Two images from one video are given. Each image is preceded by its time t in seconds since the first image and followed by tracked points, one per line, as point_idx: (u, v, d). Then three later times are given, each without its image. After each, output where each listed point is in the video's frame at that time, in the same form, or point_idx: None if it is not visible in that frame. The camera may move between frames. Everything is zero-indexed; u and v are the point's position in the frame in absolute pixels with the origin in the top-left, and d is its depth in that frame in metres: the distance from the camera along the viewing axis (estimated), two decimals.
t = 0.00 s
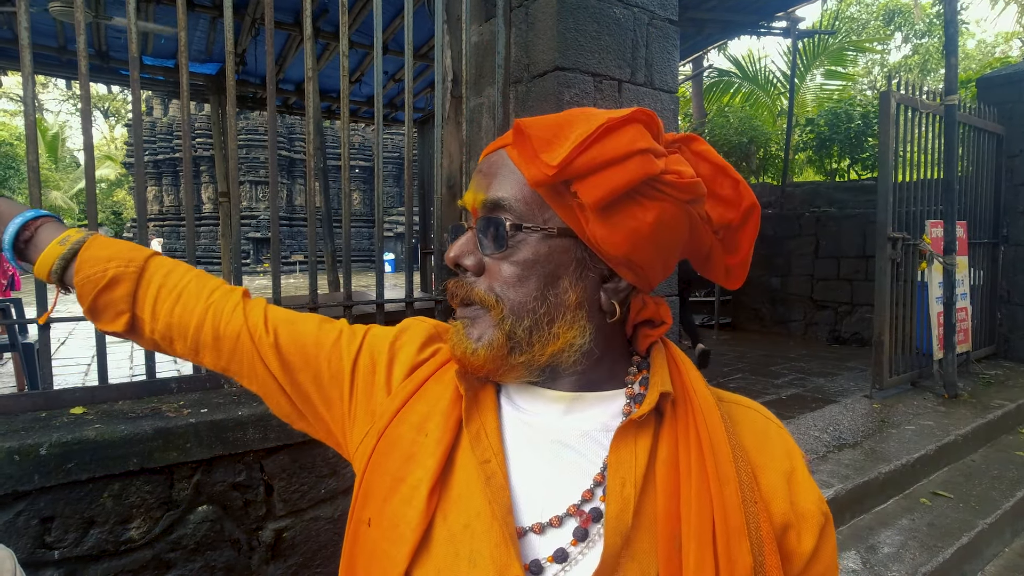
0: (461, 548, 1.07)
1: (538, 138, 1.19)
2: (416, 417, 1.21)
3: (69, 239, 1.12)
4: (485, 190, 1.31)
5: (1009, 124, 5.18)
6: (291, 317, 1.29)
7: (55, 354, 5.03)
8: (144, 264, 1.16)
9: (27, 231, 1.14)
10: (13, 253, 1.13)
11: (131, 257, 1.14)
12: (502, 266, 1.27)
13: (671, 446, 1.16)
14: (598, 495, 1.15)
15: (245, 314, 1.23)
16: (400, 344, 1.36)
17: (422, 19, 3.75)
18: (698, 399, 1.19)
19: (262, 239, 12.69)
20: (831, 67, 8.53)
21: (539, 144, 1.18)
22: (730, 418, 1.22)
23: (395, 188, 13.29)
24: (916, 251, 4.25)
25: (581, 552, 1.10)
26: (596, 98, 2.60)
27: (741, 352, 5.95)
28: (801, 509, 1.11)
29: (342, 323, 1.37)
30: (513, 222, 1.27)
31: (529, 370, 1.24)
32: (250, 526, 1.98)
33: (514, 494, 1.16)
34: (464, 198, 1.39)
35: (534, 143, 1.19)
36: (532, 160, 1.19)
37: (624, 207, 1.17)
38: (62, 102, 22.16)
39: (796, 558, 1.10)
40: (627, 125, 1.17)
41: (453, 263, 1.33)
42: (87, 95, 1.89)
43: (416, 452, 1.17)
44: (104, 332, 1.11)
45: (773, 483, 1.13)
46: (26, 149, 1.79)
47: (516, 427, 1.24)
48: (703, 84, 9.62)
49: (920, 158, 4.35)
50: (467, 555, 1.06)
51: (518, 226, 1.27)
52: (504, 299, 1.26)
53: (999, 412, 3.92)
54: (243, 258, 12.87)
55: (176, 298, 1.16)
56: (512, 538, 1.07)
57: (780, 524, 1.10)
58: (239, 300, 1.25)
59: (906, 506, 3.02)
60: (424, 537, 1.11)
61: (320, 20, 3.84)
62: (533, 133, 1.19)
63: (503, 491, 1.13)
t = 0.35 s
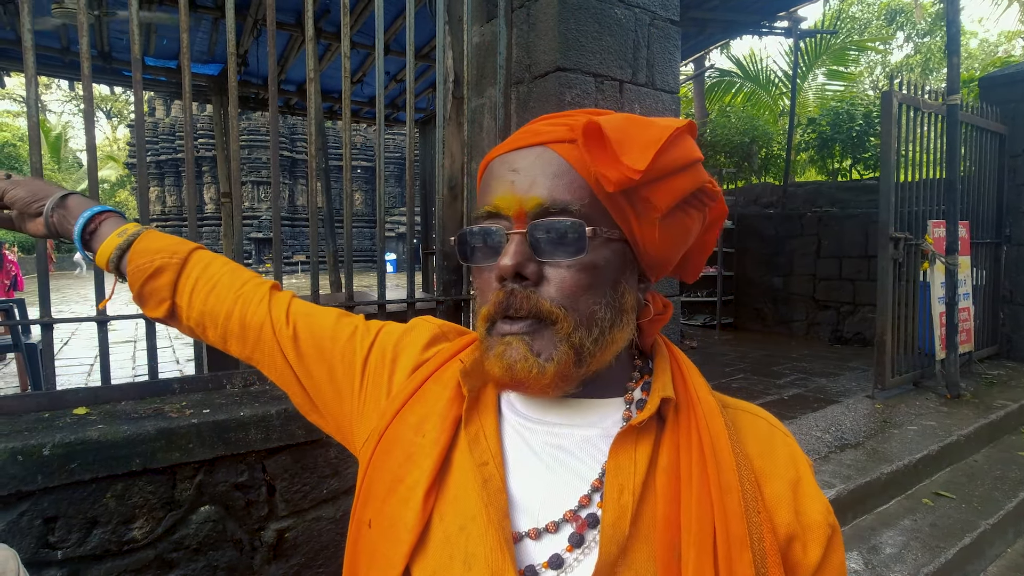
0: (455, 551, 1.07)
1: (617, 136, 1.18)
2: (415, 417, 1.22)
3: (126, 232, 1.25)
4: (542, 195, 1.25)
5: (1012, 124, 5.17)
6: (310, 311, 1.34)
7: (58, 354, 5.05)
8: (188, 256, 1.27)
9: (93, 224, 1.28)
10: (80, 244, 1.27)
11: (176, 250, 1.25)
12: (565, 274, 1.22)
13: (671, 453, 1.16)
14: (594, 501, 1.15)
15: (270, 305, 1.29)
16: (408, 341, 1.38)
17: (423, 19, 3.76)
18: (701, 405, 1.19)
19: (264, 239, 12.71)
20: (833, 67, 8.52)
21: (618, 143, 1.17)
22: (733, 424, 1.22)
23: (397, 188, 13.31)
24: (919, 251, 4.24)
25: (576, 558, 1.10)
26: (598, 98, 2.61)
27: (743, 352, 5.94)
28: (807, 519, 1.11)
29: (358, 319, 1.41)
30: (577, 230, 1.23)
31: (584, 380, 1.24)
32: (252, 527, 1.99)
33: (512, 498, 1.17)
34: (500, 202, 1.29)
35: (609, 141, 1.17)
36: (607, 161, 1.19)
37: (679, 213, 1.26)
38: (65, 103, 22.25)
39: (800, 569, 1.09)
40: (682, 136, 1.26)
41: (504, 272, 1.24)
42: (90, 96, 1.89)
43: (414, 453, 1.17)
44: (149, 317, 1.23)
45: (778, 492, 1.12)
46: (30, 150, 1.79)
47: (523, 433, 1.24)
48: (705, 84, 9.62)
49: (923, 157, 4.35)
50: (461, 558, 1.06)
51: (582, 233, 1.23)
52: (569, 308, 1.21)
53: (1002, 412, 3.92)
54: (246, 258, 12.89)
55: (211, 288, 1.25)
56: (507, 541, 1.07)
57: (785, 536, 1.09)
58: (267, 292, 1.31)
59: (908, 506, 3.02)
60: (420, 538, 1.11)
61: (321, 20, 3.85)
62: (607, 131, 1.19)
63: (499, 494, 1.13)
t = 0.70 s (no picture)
0: (458, 554, 1.07)
1: (647, 135, 1.18)
2: (415, 418, 1.21)
3: (131, 232, 1.28)
4: (571, 193, 1.24)
5: (1010, 124, 5.18)
6: (311, 309, 1.34)
7: (55, 355, 5.04)
8: (191, 255, 1.29)
9: (97, 224, 1.30)
10: (84, 243, 1.29)
11: (180, 249, 1.28)
12: (593, 274, 1.22)
13: (678, 456, 1.16)
14: (599, 504, 1.15)
15: (272, 304, 1.30)
16: (408, 340, 1.38)
17: (421, 20, 3.76)
18: (707, 408, 1.19)
19: (262, 240, 12.70)
20: (831, 67, 8.53)
21: (647, 144, 1.17)
22: (739, 427, 1.22)
23: (395, 189, 13.30)
24: (917, 250, 4.25)
25: (582, 561, 1.11)
26: (595, 98, 2.61)
27: (741, 352, 5.95)
28: (813, 522, 1.12)
29: (359, 318, 1.41)
30: (607, 229, 1.23)
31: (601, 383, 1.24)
32: (251, 527, 1.99)
33: (515, 500, 1.17)
34: (523, 198, 1.26)
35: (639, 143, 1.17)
36: (636, 162, 1.19)
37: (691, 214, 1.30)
38: (64, 104, 22.24)
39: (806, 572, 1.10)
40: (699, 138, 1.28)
41: (532, 271, 1.21)
42: (87, 97, 1.89)
43: (414, 454, 1.17)
44: (152, 316, 1.25)
45: (784, 495, 1.13)
46: (27, 151, 1.79)
47: (528, 436, 1.23)
48: (703, 84, 9.62)
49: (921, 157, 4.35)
50: (464, 561, 1.06)
51: (609, 234, 1.23)
52: (597, 309, 1.21)
53: (1000, 411, 3.92)
54: (244, 259, 12.89)
55: (213, 286, 1.26)
56: (509, 544, 1.07)
57: (791, 539, 1.10)
58: (268, 291, 1.32)
59: (907, 506, 3.02)
60: (421, 541, 1.11)
61: (319, 21, 3.85)
62: (636, 129, 1.19)
63: (503, 496, 1.13)
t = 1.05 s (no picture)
0: (463, 557, 1.06)
1: (667, 138, 1.23)
2: (416, 419, 1.20)
3: (120, 230, 1.27)
4: (598, 190, 1.24)
5: (1006, 122, 5.19)
6: (308, 308, 1.34)
7: (52, 357, 5.04)
8: (183, 254, 1.29)
9: (86, 222, 1.30)
10: (73, 242, 1.28)
11: (172, 248, 1.28)
12: (621, 273, 1.22)
13: (685, 456, 1.16)
14: (606, 503, 1.16)
15: (267, 303, 1.30)
16: (407, 339, 1.37)
17: (418, 20, 3.76)
18: (712, 408, 1.20)
19: (259, 241, 12.68)
20: (828, 66, 8.54)
21: (670, 147, 1.23)
22: (743, 427, 1.23)
23: (393, 189, 13.29)
24: (914, 249, 4.26)
25: (592, 562, 1.11)
26: (592, 98, 2.61)
27: (739, 351, 5.95)
28: (817, 521, 1.12)
29: (357, 317, 1.40)
30: (636, 229, 1.24)
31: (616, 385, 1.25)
32: (249, 528, 1.98)
33: (522, 502, 1.16)
34: (549, 196, 1.24)
35: (664, 145, 1.22)
36: (659, 163, 1.23)
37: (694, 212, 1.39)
38: (60, 105, 22.22)
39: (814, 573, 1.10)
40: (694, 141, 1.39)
41: (564, 269, 1.20)
42: (82, 98, 1.88)
43: (417, 456, 1.16)
44: (142, 316, 1.24)
45: (788, 495, 1.13)
46: (23, 152, 1.78)
47: (539, 437, 1.23)
48: (700, 84, 9.63)
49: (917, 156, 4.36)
50: (469, 564, 1.06)
51: (634, 232, 1.24)
52: (623, 307, 1.22)
53: (997, 409, 3.94)
54: (241, 260, 12.86)
55: (207, 286, 1.26)
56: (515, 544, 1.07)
57: (797, 539, 1.10)
58: (264, 290, 1.32)
59: (904, 503, 3.03)
60: (426, 544, 1.11)
61: (316, 21, 3.85)
62: (658, 132, 1.22)
63: (509, 497, 1.12)
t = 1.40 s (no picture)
0: (458, 560, 1.06)
1: (663, 138, 1.22)
2: (409, 423, 1.20)
3: (103, 234, 1.27)
4: (595, 189, 1.24)
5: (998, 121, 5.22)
6: (296, 311, 1.34)
7: (44, 359, 5.00)
8: (168, 258, 1.29)
9: (66, 227, 1.29)
10: (54, 247, 1.28)
11: (156, 251, 1.27)
12: (616, 272, 1.22)
13: (680, 456, 1.16)
14: (602, 504, 1.15)
15: (255, 307, 1.30)
16: (398, 342, 1.37)
17: (411, 20, 3.75)
18: (705, 408, 1.20)
19: (253, 242, 12.64)
20: (821, 65, 8.57)
21: (665, 146, 1.22)
22: (735, 426, 1.23)
23: (388, 189, 13.26)
24: (907, 247, 4.27)
25: (589, 563, 1.11)
26: (586, 97, 2.61)
27: (735, 350, 5.96)
28: (811, 518, 1.13)
29: (347, 320, 1.40)
30: (631, 228, 1.24)
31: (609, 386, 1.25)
32: (243, 530, 1.97)
33: (517, 504, 1.16)
34: (545, 194, 1.24)
35: (659, 144, 1.22)
36: (654, 162, 1.23)
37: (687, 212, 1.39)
38: (52, 105, 22.10)
39: (808, 571, 1.11)
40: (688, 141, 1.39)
41: (560, 267, 1.20)
42: (72, 98, 1.87)
43: (410, 460, 1.16)
44: (128, 321, 1.24)
45: (781, 493, 1.14)
46: (12, 153, 1.77)
47: (533, 437, 1.22)
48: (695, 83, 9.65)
49: (910, 155, 4.39)
50: (465, 568, 1.05)
51: (630, 232, 1.24)
52: (618, 306, 1.22)
53: (990, 406, 3.96)
54: (236, 261, 12.81)
55: (193, 290, 1.26)
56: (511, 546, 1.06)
57: (792, 536, 1.11)
58: (251, 294, 1.32)
59: (899, 501, 3.04)
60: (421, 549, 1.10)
61: (309, 21, 3.84)
62: (653, 131, 1.22)
63: (505, 500, 1.12)
